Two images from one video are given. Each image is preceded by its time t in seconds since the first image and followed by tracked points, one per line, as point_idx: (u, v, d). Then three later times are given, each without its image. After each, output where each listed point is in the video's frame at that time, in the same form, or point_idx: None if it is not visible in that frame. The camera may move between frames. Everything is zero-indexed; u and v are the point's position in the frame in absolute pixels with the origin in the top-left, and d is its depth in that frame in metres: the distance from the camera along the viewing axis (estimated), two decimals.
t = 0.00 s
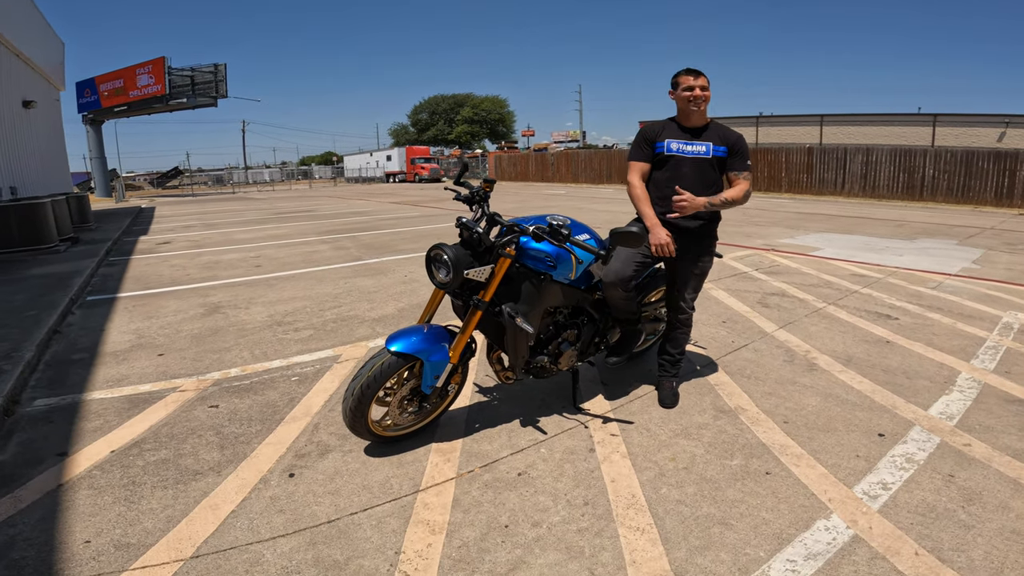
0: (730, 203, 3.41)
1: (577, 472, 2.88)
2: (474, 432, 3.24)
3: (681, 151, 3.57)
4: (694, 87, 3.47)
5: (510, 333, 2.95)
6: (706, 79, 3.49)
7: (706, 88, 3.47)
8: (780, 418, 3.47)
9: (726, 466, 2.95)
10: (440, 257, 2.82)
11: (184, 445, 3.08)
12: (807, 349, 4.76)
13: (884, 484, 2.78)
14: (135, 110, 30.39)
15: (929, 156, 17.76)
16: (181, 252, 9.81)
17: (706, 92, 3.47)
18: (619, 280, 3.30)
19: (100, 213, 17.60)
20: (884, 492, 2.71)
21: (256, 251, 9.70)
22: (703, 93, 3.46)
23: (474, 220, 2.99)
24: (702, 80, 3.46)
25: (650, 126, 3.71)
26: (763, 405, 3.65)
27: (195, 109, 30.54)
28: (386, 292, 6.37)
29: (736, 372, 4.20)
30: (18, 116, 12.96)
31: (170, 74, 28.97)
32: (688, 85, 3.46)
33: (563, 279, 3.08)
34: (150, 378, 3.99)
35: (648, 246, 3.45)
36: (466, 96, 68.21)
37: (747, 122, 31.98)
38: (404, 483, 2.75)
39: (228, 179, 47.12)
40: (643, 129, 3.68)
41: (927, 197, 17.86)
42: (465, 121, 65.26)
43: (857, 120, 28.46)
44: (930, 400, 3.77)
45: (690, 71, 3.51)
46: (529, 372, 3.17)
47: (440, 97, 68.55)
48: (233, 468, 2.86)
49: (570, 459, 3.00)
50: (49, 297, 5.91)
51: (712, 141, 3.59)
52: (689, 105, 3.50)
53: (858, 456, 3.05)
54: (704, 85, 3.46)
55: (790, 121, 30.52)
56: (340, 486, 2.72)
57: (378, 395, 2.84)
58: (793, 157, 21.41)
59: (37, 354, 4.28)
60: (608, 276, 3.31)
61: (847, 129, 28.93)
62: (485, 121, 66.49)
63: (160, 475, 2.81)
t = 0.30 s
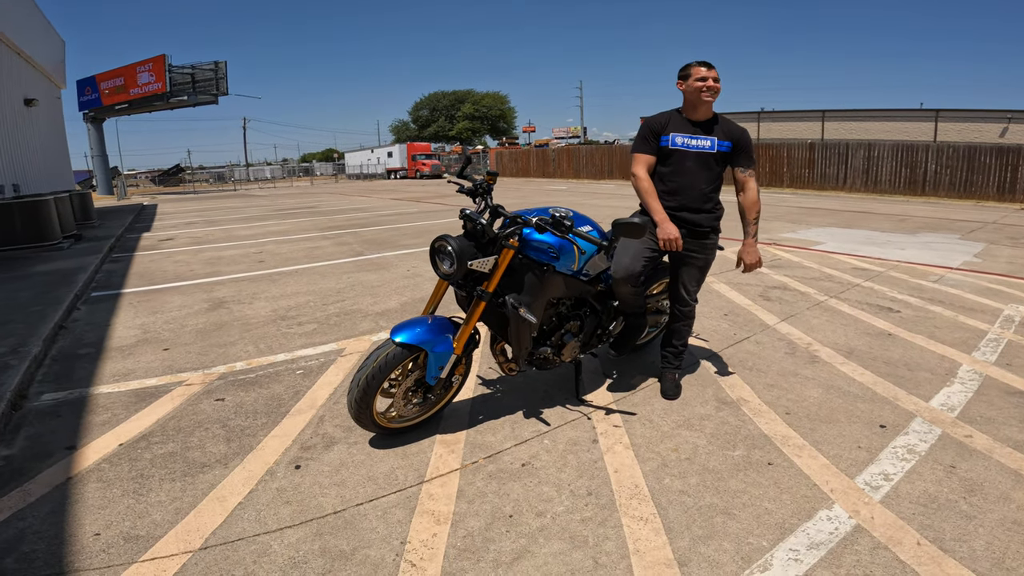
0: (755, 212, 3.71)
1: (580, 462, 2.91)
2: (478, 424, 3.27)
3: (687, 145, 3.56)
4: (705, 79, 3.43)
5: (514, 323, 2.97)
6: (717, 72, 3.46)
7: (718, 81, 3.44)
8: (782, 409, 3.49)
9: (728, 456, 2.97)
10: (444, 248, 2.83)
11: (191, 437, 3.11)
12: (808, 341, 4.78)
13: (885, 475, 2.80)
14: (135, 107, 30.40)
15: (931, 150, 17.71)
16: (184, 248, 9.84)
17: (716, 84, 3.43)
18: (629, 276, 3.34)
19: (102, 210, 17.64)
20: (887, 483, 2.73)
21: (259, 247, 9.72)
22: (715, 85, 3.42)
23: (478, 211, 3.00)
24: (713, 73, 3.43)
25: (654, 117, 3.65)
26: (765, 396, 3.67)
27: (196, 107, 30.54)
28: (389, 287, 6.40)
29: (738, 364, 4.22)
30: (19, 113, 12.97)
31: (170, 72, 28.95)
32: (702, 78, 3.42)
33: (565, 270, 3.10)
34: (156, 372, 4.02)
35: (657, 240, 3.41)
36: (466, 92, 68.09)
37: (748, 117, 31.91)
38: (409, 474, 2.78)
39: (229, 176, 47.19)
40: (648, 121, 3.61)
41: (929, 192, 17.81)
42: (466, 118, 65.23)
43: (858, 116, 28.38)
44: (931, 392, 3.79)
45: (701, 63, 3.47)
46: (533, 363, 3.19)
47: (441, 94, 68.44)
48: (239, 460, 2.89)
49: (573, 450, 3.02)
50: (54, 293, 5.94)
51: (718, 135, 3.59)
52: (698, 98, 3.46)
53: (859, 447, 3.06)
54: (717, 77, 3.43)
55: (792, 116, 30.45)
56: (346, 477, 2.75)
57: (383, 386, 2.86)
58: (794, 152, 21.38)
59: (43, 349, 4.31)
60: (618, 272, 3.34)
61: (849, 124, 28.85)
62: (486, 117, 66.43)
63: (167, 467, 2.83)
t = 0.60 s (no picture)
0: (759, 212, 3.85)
1: (582, 461, 2.95)
2: (481, 423, 3.32)
3: (695, 147, 3.57)
4: (715, 81, 3.44)
5: (516, 325, 3.01)
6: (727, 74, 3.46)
7: (727, 83, 3.45)
8: (781, 408, 3.54)
9: (728, 456, 3.01)
10: (448, 251, 2.87)
11: (199, 437, 3.16)
12: (809, 340, 4.82)
13: (883, 474, 2.84)
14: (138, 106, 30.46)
15: (934, 148, 17.68)
16: (188, 247, 9.89)
17: (725, 86, 3.44)
18: (650, 282, 3.36)
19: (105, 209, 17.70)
20: (883, 483, 2.77)
21: (262, 246, 9.77)
22: (725, 88, 3.44)
23: (481, 214, 3.03)
24: (723, 76, 3.44)
25: (661, 117, 3.63)
26: (764, 396, 3.71)
27: (198, 105, 30.58)
28: (392, 286, 6.44)
29: (739, 364, 4.26)
30: (22, 113, 13.02)
31: (172, 70, 29.00)
32: (714, 80, 3.42)
33: (568, 272, 3.12)
34: (164, 372, 4.07)
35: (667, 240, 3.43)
36: (468, 90, 68.04)
37: (751, 115, 31.88)
38: (413, 473, 2.83)
39: (231, 174, 47.26)
40: (656, 121, 3.58)
41: (932, 189, 17.79)
42: (468, 116, 65.21)
43: (861, 113, 28.33)
44: (930, 391, 3.82)
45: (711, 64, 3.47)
46: (535, 364, 3.23)
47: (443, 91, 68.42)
48: (247, 459, 2.94)
49: (575, 449, 3.07)
50: (61, 293, 6.00)
51: (727, 138, 3.62)
52: (708, 100, 3.47)
53: (857, 446, 3.10)
54: (727, 79, 3.44)
55: (794, 114, 30.42)
56: (352, 476, 2.79)
57: (388, 387, 2.91)
58: (797, 149, 21.37)
59: (51, 349, 4.36)
60: (641, 278, 3.36)
61: (851, 122, 28.79)
62: (487, 115, 66.38)
63: (177, 467, 2.88)
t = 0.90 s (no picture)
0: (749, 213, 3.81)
1: (584, 459, 2.98)
2: (484, 421, 3.35)
3: (701, 148, 3.49)
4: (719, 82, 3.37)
5: (519, 324, 3.03)
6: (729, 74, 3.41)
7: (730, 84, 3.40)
8: (782, 407, 3.56)
9: (728, 454, 3.04)
10: (451, 251, 2.90)
11: (206, 435, 3.20)
12: (811, 339, 4.84)
13: (881, 472, 2.87)
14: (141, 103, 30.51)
15: (939, 146, 17.62)
16: (193, 245, 9.95)
17: (729, 88, 3.38)
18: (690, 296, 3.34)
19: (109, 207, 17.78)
20: (882, 481, 2.80)
21: (266, 244, 9.82)
22: (729, 88, 3.39)
23: (483, 214, 3.06)
24: (726, 76, 3.38)
25: (664, 118, 3.50)
26: (765, 394, 3.74)
27: (201, 103, 30.65)
28: (395, 284, 6.48)
29: (740, 362, 4.29)
30: (27, 112, 13.08)
31: (176, 69, 29.01)
32: (718, 80, 3.35)
33: (570, 271, 3.15)
34: (170, 370, 4.11)
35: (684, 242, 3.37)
36: (471, 87, 67.95)
37: (755, 112, 31.78)
38: (417, 470, 2.87)
39: (235, 172, 47.38)
40: (661, 122, 3.45)
41: (937, 187, 17.72)
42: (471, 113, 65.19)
43: (866, 111, 28.21)
44: (930, 390, 3.85)
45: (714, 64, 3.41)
46: (538, 362, 3.26)
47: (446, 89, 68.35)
48: (253, 457, 2.98)
49: (577, 446, 3.10)
50: (67, 291, 6.05)
51: (730, 138, 3.58)
52: (712, 100, 3.40)
53: (857, 445, 3.13)
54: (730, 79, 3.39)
55: (798, 111, 30.34)
56: (356, 473, 2.83)
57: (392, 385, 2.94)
58: (801, 147, 21.33)
59: (59, 348, 4.41)
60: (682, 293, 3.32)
61: (856, 120, 28.69)
62: (490, 112, 66.33)
63: (184, 464, 2.93)
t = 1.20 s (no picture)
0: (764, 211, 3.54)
1: (589, 456, 3.00)
2: (489, 418, 3.37)
3: (716, 151, 3.14)
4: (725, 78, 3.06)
5: (524, 321, 3.04)
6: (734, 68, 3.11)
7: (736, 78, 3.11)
8: (786, 404, 3.57)
9: (733, 451, 3.05)
10: (458, 248, 2.91)
11: (214, 432, 3.23)
12: (815, 337, 4.84)
13: (886, 470, 2.88)
14: (146, 102, 30.56)
15: (944, 144, 17.57)
16: (198, 243, 10.01)
17: (736, 83, 3.08)
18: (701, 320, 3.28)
19: (114, 205, 17.87)
20: (887, 479, 2.80)
21: (271, 242, 9.86)
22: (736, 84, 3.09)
23: (489, 212, 3.07)
24: (732, 70, 3.08)
25: (671, 122, 3.16)
26: (769, 392, 3.75)
27: (205, 102, 30.74)
28: (400, 282, 6.50)
29: (744, 360, 4.30)
30: (32, 110, 13.14)
31: (179, 67, 29.03)
32: (723, 76, 3.05)
33: (575, 269, 3.17)
34: (178, 367, 4.14)
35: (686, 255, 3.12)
36: (474, 85, 67.91)
37: (758, 110, 31.71)
38: (423, 467, 2.89)
39: (239, 170, 47.50)
40: (668, 128, 3.11)
41: (942, 185, 17.67)
42: (474, 112, 65.25)
43: (871, 109, 28.11)
44: (934, 388, 3.85)
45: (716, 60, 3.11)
46: (542, 359, 3.27)
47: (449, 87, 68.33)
48: (261, 454, 3.00)
49: (582, 444, 3.11)
50: (74, 289, 6.09)
51: (742, 137, 3.26)
52: (720, 99, 3.10)
53: (861, 442, 3.14)
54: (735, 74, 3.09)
55: (802, 109, 30.26)
56: (363, 470, 2.86)
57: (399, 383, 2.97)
58: (805, 145, 21.29)
59: (67, 345, 4.44)
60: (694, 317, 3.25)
61: (860, 118, 28.59)
62: (494, 110, 66.37)
63: (193, 461, 2.96)
